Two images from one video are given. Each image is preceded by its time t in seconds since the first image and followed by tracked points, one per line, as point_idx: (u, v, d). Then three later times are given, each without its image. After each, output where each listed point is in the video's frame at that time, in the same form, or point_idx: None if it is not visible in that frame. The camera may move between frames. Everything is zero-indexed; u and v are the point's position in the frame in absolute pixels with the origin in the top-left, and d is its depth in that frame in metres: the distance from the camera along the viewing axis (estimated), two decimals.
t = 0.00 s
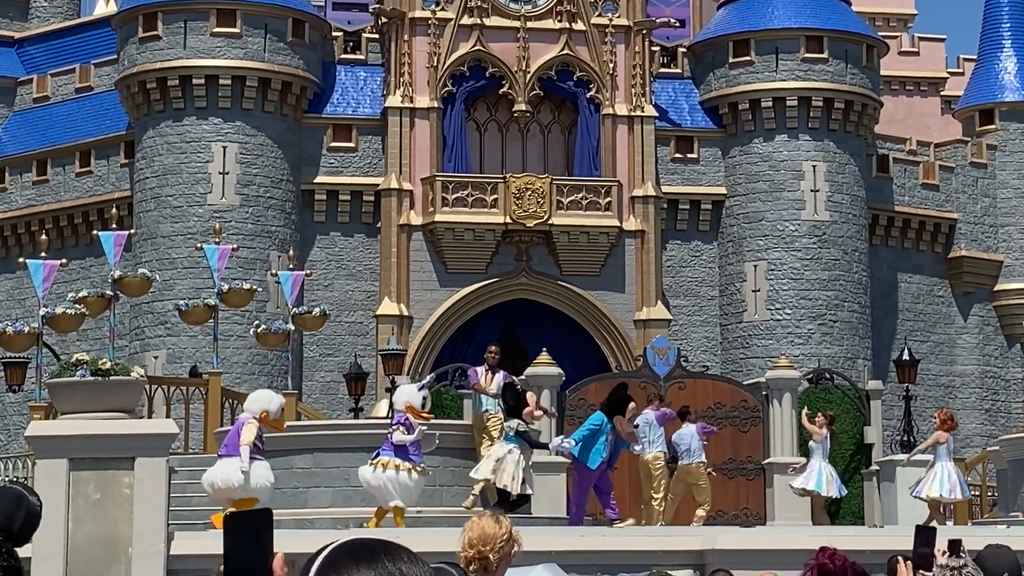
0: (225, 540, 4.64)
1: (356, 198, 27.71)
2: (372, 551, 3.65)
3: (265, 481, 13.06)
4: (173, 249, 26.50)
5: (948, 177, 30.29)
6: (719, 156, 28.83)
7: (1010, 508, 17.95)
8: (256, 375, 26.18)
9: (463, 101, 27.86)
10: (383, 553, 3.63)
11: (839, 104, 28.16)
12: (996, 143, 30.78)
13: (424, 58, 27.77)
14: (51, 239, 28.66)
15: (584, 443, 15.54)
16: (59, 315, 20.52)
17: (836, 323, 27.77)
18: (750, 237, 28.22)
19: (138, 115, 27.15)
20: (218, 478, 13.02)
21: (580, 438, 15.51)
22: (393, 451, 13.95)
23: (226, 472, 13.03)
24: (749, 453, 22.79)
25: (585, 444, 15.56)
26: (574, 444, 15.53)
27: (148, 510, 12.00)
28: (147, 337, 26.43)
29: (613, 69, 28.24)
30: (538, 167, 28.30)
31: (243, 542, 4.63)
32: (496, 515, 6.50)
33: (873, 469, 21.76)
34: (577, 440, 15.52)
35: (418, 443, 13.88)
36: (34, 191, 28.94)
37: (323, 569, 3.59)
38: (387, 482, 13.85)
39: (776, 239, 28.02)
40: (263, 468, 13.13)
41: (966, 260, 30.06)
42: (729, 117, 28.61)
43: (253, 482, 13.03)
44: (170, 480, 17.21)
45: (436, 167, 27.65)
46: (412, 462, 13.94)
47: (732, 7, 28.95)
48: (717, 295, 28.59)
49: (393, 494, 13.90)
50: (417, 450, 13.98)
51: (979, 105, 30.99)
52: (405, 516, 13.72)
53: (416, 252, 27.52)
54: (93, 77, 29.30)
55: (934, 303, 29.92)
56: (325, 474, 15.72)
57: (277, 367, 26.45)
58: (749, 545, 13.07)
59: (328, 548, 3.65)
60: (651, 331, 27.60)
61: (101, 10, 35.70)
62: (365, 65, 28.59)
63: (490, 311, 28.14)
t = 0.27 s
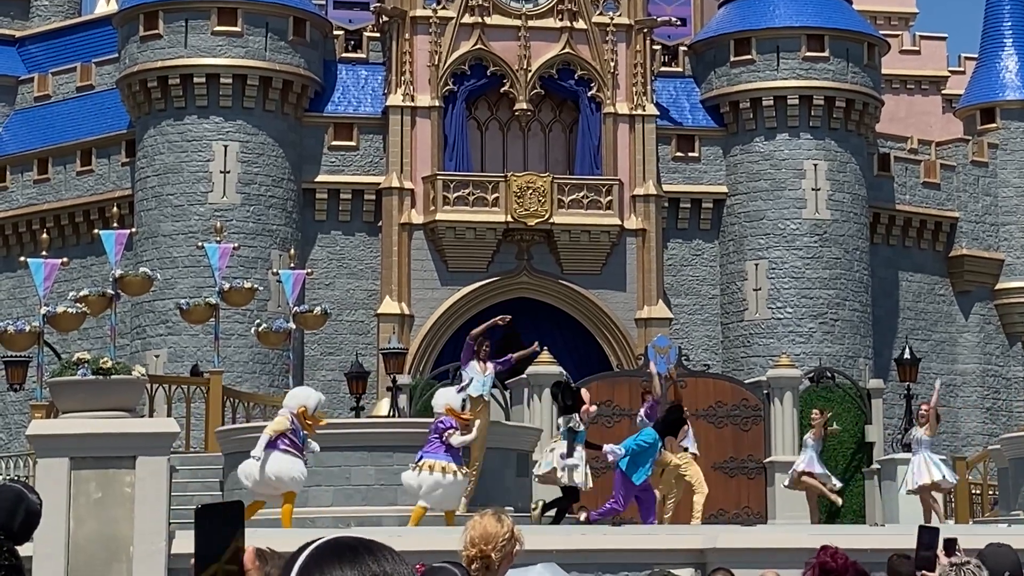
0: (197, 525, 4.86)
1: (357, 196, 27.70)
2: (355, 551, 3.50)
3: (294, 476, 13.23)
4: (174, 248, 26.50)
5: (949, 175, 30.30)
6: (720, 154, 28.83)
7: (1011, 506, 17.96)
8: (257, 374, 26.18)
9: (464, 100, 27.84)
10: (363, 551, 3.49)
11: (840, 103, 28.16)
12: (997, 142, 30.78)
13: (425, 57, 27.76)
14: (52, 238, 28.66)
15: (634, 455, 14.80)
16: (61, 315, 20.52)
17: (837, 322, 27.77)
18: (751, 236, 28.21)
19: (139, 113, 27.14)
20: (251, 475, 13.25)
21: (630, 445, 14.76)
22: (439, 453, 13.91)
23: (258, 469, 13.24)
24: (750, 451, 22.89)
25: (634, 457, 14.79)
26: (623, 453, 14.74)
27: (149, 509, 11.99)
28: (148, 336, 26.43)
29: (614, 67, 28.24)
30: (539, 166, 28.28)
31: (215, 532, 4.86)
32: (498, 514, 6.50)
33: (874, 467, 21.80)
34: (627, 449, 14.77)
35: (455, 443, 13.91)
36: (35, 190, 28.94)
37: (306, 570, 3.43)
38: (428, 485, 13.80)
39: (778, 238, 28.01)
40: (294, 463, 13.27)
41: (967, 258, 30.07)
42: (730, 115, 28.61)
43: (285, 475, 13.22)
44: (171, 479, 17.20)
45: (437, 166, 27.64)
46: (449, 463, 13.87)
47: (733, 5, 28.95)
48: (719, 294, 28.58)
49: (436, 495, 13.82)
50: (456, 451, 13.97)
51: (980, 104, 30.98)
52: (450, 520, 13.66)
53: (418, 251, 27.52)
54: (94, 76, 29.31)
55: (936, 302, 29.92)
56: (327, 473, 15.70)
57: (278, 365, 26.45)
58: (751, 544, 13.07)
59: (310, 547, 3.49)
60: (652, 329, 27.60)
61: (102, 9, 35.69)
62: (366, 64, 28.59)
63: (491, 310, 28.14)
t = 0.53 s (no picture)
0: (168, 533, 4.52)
1: (358, 195, 27.70)
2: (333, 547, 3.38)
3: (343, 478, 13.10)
4: (175, 246, 26.50)
5: (949, 173, 30.29)
6: (720, 153, 28.83)
7: (1012, 504, 17.96)
8: (257, 372, 26.17)
9: (464, 98, 27.82)
10: (340, 548, 3.37)
11: (840, 101, 28.16)
12: (998, 140, 30.77)
13: (425, 55, 27.76)
14: (52, 236, 28.66)
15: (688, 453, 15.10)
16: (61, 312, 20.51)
17: (837, 320, 27.76)
18: (752, 234, 28.21)
19: (139, 112, 27.14)
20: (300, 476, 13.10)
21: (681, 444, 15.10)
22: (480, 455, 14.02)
23: (308, 470, 13.11)
24: (751, 450, 22.70)
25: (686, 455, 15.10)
26: (679, 451, 15.08)
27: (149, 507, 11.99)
28: (149, 334, 26.42)
29: (615, 65, 28.23)
30: (539, 164, 28.29)
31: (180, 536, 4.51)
32: (499, 512, 6.51)
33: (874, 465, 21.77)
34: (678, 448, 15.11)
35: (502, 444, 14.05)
36: (35, 188, 28.94)
37: (283, 569, 3.32)
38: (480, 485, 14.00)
39: (778, 236, 28.01)
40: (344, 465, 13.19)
41: (967, 256, 30.06)
42: (731, 113, 28.61)
43: (334, 476, 13.08)
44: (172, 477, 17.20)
45: (437, 164, 27.64)
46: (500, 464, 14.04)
47: (734, 3, 28.94)
48: (719, 292, 28.58)
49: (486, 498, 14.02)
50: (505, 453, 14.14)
51: (981, 102, 30.94)
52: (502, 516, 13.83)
53: (418, 249, 27.52)
54: (94, 74, 29.30)
55: (936, 300, 29.91)
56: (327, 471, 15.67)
57: (279, 363, 26.45)
58: (752, 542, 13.07)
59: (287, 545, 3.38)
60: (653, 327, 27.59)
61: (102, 7, 35.68)
62: (366, 62, 28.58)
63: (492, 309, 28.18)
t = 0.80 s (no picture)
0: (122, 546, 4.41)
1: (357, 193, 27.72)
2: (315, 543, 3.17)
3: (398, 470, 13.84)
4: (174, 244, 26.51)
5: (947, 171, 30.31)
6: (719, 151, 28.83)
7: (1011, 502, 17.96)
8: (256, 370, 26.17)
9: (463, 96, 27.82)
10: (321, 541, 3.15)
11: (839, 99, 28.16)
12: (996, 138, 30.78)
13: (424, 53, 27.76)
14: (51, 234, 28.67)
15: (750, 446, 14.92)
16: (60, 311, 20.50)
17: (836, 318, 27.77)
18: (751, 232, 28.21)
19: (138, 110, 27.13)
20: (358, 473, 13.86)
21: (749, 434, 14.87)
22: (537, 452, 14.51)
23: (365, 467, 13.87)
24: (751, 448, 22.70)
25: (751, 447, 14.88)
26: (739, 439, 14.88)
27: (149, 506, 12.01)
28: (147, 332, 26.41)
29: (613, 64, 28.23)
30: (538, 162, 28.29)
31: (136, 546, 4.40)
32: (497, 509, 6.50)
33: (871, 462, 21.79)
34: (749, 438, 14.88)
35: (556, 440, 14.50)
36: (34, 186, 28.95)
37: (268, 568, 3.09)
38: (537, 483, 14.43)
39: (777, 234, 28.02)
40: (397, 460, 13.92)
41: (966, 254, 30.07)
42: (730, 111, 28.62)
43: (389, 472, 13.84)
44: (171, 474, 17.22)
45: (436, 162, 27.64)
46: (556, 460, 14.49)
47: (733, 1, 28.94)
48: (718, 290, 28.59)
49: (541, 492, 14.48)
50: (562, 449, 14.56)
51: (979, 100, 30.91)
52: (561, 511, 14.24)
53: (417, 247, 27.53)
54: (93, 73, 29.29)
55: (934, 298, 29.93)
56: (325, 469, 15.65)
57: (278, 361, 26.46)
58: (750, 540, 13.09)
59: (269, 539, 3.16)
60: (652, 325, 27.58)
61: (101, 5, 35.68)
62: (365, 60, 28.59)
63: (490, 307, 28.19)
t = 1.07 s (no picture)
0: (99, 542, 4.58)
1: (353, 190, 27.71)
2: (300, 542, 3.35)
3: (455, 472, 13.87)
4: (171, 242, 26.50)
5: (945, 169, 30.31)
6: (716, 148, 28.84)
7: (1007, 500, 17.96)
8: (254, 368, 26.18)
9: (460, 94, 27.84)
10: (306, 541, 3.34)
11: (836, 97, 28.17)
12: (993, 135, 30.77)
13: (421, 50, 27.74)
14: (48, 232, 28.65)
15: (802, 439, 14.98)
16: (56, 308, 20.49)
17: (833, 316, 27.78)
18: (747, 230, 28.22)
19: (135, 107, 27.13)
20: (415, 473, 13.84)
21: (807, 427, 14.99)
22: (597, 448, 14.80)
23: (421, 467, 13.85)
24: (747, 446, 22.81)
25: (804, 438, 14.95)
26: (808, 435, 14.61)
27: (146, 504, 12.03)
28: (144, 330, 26.41)
29: (610, 61, 28.25)
30: (535, 160, 28.29)
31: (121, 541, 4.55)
32: (495, 508, 6.54)
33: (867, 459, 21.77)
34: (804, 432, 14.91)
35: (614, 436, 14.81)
36: (31, 183, 28.92)
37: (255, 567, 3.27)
38: (597, 476, 14.59)
39: (774, 231, 28.03)
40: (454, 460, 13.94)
41: (963, 252, 30.08)
42: (727, 109, 28.61)
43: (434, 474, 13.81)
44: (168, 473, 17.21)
45: (433, 160, 27.64)
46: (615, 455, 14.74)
47: None
48: (715, 288, 28.60)
49: (603, 488, 14.62)
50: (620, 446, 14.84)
51: (976, 97, 30.98)
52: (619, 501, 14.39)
53: (414, 244, 27.53)
54: (90, 70, 29.29)
55: (931, 296, 29.94)
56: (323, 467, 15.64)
57: (275, 359, 26.46)
58: (747, 537, 13.10)
59: (256, 539, 3.34)
60: (648, 323, 27.57)
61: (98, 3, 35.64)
62: (362, 58, 28.61)
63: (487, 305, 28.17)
